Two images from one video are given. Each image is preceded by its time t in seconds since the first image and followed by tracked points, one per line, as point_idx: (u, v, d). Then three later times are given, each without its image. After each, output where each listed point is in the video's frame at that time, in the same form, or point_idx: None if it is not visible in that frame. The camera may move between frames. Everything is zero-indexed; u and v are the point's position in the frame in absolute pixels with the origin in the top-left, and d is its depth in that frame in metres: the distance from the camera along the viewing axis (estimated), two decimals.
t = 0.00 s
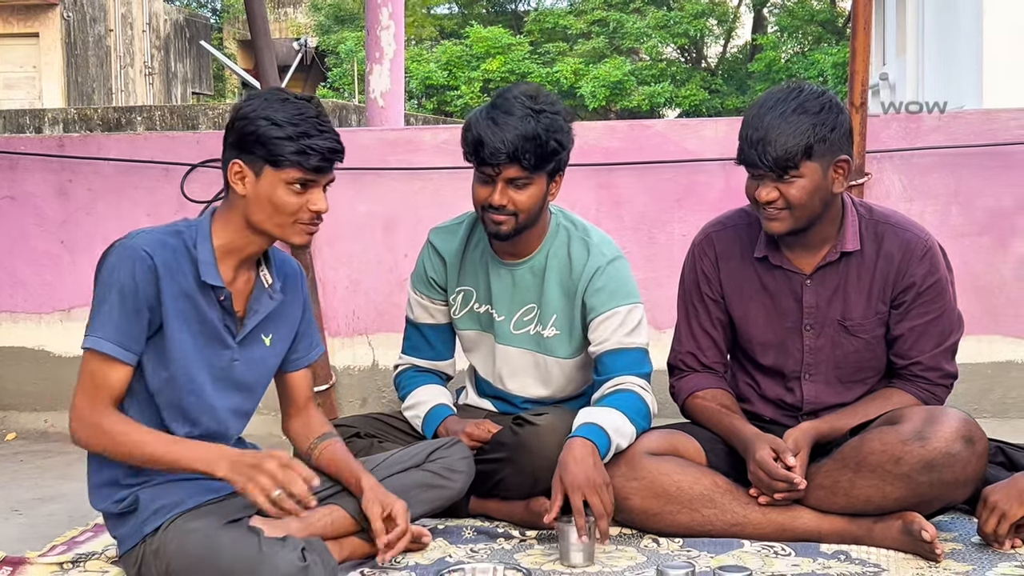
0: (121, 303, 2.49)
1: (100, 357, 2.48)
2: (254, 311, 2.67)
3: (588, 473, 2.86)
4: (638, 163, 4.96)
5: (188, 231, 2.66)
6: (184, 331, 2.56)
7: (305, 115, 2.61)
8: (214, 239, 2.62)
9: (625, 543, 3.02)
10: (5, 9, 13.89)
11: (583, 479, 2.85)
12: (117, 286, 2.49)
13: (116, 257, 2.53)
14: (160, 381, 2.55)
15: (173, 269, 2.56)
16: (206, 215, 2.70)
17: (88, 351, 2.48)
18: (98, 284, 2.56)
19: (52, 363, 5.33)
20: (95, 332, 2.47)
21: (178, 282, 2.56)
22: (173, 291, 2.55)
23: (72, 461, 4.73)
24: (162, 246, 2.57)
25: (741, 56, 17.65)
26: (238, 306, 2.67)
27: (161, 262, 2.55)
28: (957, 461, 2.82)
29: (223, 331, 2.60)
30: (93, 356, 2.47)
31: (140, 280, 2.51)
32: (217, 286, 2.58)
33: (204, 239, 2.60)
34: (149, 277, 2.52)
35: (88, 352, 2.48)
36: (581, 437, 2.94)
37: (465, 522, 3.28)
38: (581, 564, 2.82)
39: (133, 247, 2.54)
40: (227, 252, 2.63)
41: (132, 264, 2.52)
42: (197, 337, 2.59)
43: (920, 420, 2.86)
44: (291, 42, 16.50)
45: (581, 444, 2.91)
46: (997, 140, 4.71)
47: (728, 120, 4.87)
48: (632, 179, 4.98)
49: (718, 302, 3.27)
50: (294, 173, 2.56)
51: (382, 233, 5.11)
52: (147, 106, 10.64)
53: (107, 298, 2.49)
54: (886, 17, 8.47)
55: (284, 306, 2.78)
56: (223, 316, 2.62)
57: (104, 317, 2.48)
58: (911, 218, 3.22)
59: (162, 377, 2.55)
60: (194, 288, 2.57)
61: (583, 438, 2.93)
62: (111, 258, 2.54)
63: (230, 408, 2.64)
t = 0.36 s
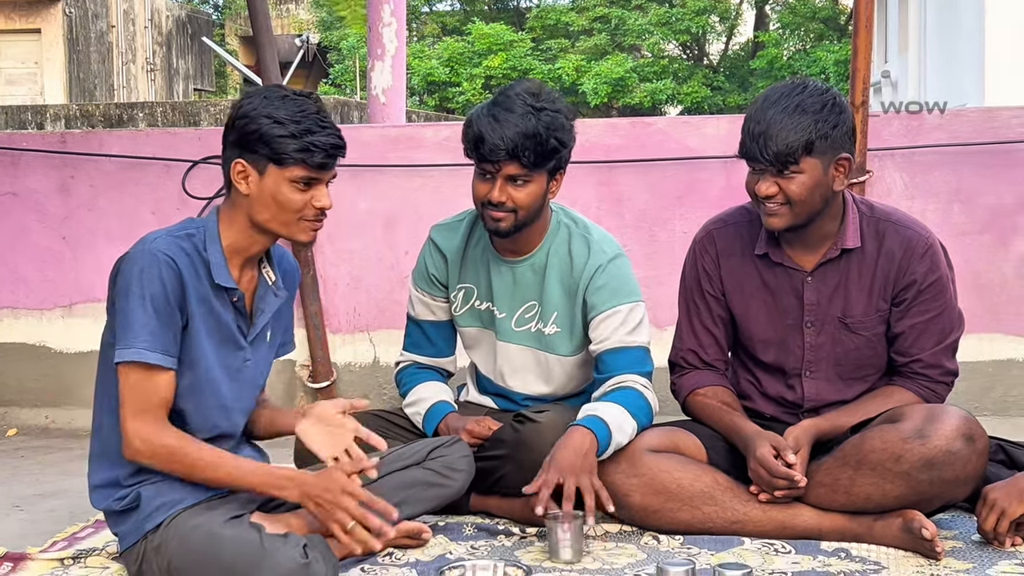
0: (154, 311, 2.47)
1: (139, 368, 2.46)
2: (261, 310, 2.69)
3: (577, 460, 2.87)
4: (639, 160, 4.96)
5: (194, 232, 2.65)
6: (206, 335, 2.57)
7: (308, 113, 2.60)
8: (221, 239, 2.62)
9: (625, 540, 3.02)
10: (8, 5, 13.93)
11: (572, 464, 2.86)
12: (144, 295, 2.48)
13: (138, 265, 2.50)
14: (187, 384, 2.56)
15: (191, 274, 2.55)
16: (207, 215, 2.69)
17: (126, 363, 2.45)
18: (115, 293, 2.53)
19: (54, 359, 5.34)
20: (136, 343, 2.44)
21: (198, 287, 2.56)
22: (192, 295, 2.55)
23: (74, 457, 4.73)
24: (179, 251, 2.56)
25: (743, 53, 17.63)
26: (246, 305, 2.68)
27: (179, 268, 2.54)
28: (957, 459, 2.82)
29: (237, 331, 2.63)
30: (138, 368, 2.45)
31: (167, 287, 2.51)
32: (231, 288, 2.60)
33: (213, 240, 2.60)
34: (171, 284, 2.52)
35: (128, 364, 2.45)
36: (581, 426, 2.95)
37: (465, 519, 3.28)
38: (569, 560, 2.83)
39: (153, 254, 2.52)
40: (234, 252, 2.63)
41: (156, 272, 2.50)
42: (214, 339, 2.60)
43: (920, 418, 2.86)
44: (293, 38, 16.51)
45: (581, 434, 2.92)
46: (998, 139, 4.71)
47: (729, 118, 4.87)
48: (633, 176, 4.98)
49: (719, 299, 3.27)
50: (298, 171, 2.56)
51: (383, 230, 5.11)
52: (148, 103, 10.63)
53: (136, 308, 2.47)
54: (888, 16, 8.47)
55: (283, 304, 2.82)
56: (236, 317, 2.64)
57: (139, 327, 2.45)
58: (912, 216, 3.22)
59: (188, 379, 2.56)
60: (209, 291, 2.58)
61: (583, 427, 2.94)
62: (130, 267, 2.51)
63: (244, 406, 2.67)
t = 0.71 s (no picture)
0: (144, 312, 2.47)
1: (129, 368, 2.47)
2: (261, 309, 2.69)
3: (581, 460, 2.86)
4: (641, 159, 4.97)
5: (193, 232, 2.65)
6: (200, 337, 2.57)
7: (307, 110, 2.61)
8: (219, 239, 2.63)
9: (626, 539, 3.03)
10: (10, 3, 13.92)
11: (573, 464, 2.85)
12: (136, 296, 2.48)
13: (131, 267, 2.50)
14: (177, 384, 2.56)
15: (185, 275, 2.55)
16: (208, 214, 2.69)
17: (115, 363, 2.47)
18: (110, 293, 2.53)
19: (56, 357, 5.35)
20: (122, 344, 2.45)
21: (192, 288, 2.56)
22: (185, 296, 2.55)
23: (75, 455, 4.74)
24: (174, 253, 2.56)
25: (745, 53, 17.63)
26: (247, 304, 2.69)
27: (174, 269, 2.54)
28: (958, 458, 2.82)
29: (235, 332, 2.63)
30: (124, 369, 2.46)
31: (160, 288, 2.51)
32: (228, 288, 2.60)
33: (211, 241, 2.61)
34: (164, 286, 2.51)
35: (117, 365, 2.47)
36: (585, 428, 2.94)
37: (467, 518, 3.29)
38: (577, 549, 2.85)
39: (146, 255, 2.52)
40: (234, 251, 2.63)
41: (149, 273, 2.50)
42: (209, 339, 2.60)
43: (921, 418, 2.86)
44: (296, 36, 16.49)
45: (582, 436, 2.91)
46: (1000, 139, 4.71)
47: (731, 117, 4.87)
48: (635, 176, 4.98)
49: (721, 298, 3.27)
50: (298, 168, 2.56)
51: (385, 229, 5.12)
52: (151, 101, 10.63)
53: (126, 309, 2.47)
54: (890, 15, 8.46)
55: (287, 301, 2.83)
56: (234, 317, 2.64)
57: (130, 327, 2.46)
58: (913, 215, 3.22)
59: (178, 380, 2.56)
60: (204, 292, 2.58)
61: (586, 430, 2.93)
62: (124, 267, 2.51)
63: (240, 406, 2.67)
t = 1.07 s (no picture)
0: (149, 313, 2.48)
1: (135, 370, 2.46)
2: (262, 310, 2.69)
3: (587, 472, 2.84)
4: (644, 160, 4.97)
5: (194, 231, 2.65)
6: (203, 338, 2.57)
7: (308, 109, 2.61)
8: (221, 238, 2.62)
9: (629, 540, 3.03)
10: (13, 2, 13.92)
11: (580, 475, 2.82)
12: (139, 296, 2.48)
13: (135, 267, 2.50)
14: (181, 386, 2.56)
15: (187, 275, 2.56)
16: (210, 213, 2.69)
17: (122, 365, 2.46)
18: (114, 294, 2.54)
19: (59, 356, 5.35)
20: (127, 345, 2.45)
21: (195, 288, 2.56)
22: (188, 296, 2.55)
23: (78, 453, 4.74)
24: (176, 253, 2.56)
25: (748, 54, 17.61)
26: (247, 304, 2.69)
27: (176, 269, 2.54)
28: (962, 460, 2.81)
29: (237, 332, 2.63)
30: (130, 370, 2.46)
31: (163, 289, 2.51)
32: (230, 288, 2.60)
33: (212, 241, 2.61)
34: (167, 286, 2.52)
35: (123, 367, 2.46)
36: (587, 440, 2.92)
37: (470, 518, 3.28)
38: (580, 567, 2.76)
39: (150, 255, 2.52)
40: (235, 250, 2.63)
41: (152, 274, 2.50)
42: (211, 339, 2.60)
43: (926, 419, 2.86)
44: (299, 36, 16.50)
45: (585, 447, 2.89)
46: (1004, 140, 4.71)
47: (735, 118, 4.87)
48: (639, 176, 4.98)
49: (725, 300, 3.27)
50: (300, 168, 2.56)
51: (388, 229, 5.12)
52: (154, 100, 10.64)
53: (130, 309, 2.47)
54: (893, 17, 8.46)
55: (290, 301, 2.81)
56: (236, 317, 2.64)
57: (134, 328, 2.46)
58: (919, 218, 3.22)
59: (183, 381, 2.56)
60: (207, 292, 2.58)
61: (589, 441, 2.92)
62: (128, 267, 2.52)
63: (242, 406, 2.66)
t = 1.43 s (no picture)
0: (154, 313, 2.48)
1: (140, 370, 2.46)
2: (266, 311, 2.69)
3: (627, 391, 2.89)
4: (645, 162, 4.97)
5: (198, 232, 2.66)
6: (207, 338, 2.57)
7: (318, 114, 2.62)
8: (225, 240, 2.62)
9: (629, 541, 3.02)
10: (15, 2, 13.92)
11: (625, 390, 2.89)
12: (144, 297, 2.48)
13: (139, 268, 2.51)
14: (186, 386, 2.57)
15: (192, 276, 2.56)
16: (213, 214, 2.70)
17: (126, 365, 2.46)
18: (118, 294, 2.54)
19: (59, 356, 5.35)
20: (132, 346, 2.45)
21: (198, 288, 2.57)
22: (192, 297, 2.55)
23: (79, 453, 4.74)
24: (180, 254, 2.56)
25: (750, 57, 17.62)
26: (251, 306, 2.69)
27: (181, 270, 2.54)
28: (962, 462, 2.81)
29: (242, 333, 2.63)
30: (135, 370, 2.46)
31: (168, 289, 2.51)
32: (234, 290, 2.61)
33: (216, 242, 2.61)
34: (172, 286, 2.52)
35: (128, 367, 2.46)
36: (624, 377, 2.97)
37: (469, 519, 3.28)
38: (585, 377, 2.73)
39: (154, 255, 2.52)
40: (240, 252, 2.63)
41: (157, 274, 2.51)
42: (216, 341, 2.60)
43: (925, 422, 2.86)
44: (301, 37, 16.51)
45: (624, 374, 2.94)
46: (1005, 143, 4.71)
47: (736, 120, 4.87)
48: (639, 178, 4.98)
49: (723, 302, 3.27)
50: (310, 171, 2.57)
51: (389, 230, 5.12)
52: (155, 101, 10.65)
53: (135, 310, 2.48)
54: (894, 19, 8.47)
55: (295, 301, 2.81)
56: (240, 318, 2.64)
57: (139, 329, 2.46)
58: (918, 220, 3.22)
59: (187, 381, 2.56)
60: (210, 293, 2.58)
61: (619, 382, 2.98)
62: (132, 268, 2.52)
63: (249, 407, 2.66)
